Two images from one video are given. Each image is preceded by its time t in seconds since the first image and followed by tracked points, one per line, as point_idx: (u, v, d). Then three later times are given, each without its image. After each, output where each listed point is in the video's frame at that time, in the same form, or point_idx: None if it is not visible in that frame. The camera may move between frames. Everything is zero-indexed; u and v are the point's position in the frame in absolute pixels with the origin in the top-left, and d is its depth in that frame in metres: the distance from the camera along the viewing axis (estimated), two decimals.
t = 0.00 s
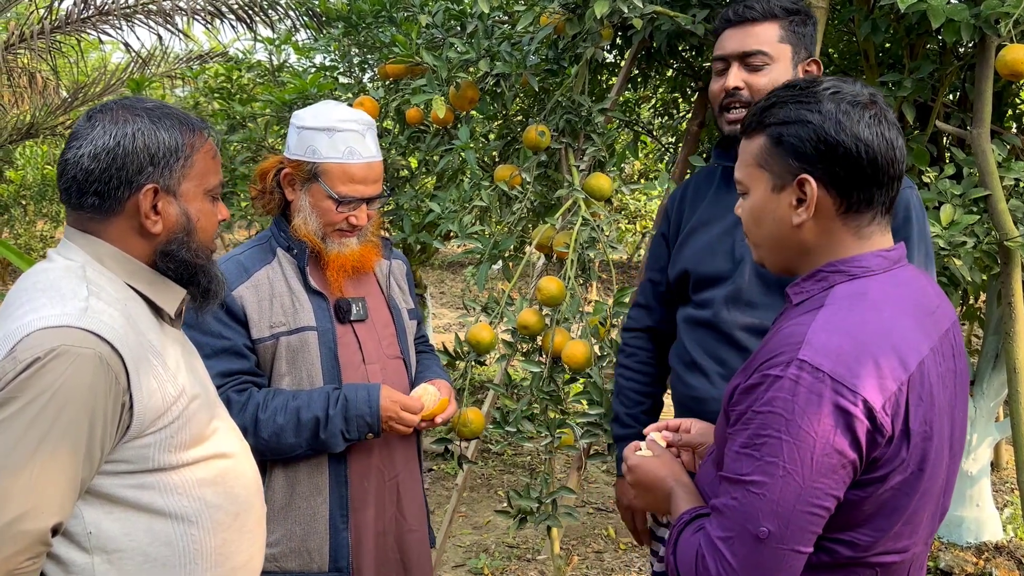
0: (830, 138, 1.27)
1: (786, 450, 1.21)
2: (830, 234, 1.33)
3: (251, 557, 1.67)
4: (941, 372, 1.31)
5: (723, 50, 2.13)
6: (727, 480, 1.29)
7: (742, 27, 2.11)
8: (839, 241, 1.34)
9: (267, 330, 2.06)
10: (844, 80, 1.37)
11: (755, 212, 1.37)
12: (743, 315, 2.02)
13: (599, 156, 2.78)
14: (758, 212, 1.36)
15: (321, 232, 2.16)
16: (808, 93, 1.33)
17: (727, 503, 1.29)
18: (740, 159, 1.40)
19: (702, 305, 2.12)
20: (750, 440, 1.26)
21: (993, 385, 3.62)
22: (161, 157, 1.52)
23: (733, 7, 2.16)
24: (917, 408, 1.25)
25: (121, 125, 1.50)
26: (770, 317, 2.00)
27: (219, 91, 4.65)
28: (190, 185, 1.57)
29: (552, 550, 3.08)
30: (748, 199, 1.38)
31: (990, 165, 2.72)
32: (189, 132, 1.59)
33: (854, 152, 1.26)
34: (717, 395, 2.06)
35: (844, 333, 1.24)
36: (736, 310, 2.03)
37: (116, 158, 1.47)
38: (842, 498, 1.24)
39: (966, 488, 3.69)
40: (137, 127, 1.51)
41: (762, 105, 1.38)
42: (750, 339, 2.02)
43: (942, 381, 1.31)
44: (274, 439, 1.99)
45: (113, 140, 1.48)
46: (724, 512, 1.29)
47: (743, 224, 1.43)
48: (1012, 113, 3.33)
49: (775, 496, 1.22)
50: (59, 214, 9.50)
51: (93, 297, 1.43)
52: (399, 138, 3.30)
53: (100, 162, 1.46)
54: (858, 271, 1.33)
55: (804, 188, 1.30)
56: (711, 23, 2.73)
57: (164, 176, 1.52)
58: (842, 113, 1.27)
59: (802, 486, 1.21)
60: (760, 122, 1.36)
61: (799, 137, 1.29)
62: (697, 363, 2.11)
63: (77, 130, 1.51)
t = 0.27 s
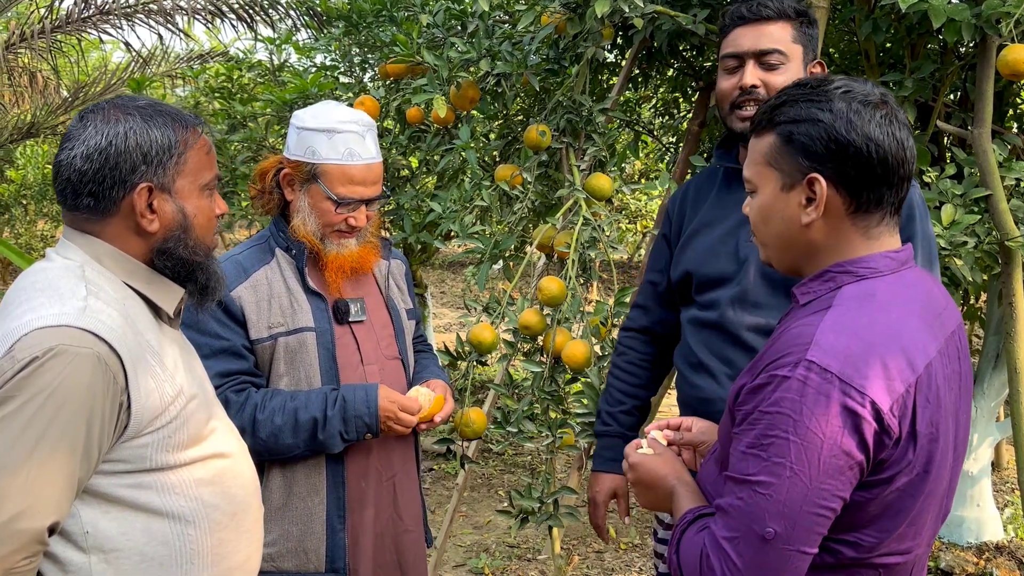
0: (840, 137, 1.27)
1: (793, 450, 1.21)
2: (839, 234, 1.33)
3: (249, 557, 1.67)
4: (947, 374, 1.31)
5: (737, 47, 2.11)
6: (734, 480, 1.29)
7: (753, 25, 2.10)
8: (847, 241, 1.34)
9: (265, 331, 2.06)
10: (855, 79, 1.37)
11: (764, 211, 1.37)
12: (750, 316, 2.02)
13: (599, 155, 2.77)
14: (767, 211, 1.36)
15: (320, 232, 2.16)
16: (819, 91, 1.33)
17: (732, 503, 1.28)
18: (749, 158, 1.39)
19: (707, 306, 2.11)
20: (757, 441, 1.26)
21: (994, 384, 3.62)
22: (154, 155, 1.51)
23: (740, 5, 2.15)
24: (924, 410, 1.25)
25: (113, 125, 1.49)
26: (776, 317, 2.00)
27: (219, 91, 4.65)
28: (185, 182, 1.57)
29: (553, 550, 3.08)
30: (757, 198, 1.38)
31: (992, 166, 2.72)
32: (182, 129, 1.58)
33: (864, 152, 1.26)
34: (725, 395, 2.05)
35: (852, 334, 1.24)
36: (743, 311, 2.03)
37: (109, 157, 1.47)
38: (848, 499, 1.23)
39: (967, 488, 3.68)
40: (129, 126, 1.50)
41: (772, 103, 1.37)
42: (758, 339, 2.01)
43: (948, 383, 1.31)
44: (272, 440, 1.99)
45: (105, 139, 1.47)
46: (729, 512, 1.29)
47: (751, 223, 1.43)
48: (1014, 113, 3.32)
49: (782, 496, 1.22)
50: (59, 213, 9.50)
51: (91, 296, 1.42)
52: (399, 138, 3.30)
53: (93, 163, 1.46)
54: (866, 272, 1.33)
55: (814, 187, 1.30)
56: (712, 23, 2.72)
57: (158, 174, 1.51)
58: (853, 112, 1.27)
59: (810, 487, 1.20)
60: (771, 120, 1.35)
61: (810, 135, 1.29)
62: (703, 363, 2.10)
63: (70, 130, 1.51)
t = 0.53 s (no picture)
0: (845, 136, 1.26)
1: (797, 449, 1.20)
2: (843, 233, 1.33)
3: (247, 556, 1.67)
4: (950, 372, 1.31)
5: (738, 48, 2.10)
6: (737, 480, 1.29)
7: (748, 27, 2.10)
8: (851, 240, 1.33)
9: (267, 331, 2.05)
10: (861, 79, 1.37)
11: (768, 209, 1.36)
12: (752, 315, 2.02)
13: (600, 155, 2.77)
14: (772, 210, 1.36)
15: (322, 232, 2.15)
16: (826, 90, 1.32)
17: (736, 502, 1.28)
18: (754, 156, 1.39)
19: (709, 305, 2.11)
20: (761, 440, 1.25)
21: (995, 384, 3.62)
22: (143, 153, 1.50)
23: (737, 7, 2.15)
24: (927, 408, 1.25)
25: (100, 125, 1.48)
26: (778, 316, 1.99)
27: (221, 91, 4.65)
28: (176, 178, 1.56)
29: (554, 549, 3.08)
30: (761, 196, 1.38)
31: (993, 165, 2.72)
32: (171, 125, 1.57)
33: (869, 151, 1.26)
34: (728, 394, 2.05)
35: (855, 333, 1.24)
36: (746, 310, 2.02)
37: (98, 157, 1.46)
38: (852, 498, 1.23)
39: (968, 488, 3.68)
40: (117, 125, 1.49)
41: (778, 102, 1.37)
42: (761, 338, 2.01)
43: (951, 381, 1.31)
44: (272, 439, 1.99)
45: (93, 139, 1.47)
46: (734, 512, 1.29)
47: (755, 221, 1.43)
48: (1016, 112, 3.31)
49: (786, 495, 1.21)
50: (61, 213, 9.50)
51: (89, 296, 1.42)
52: (400, 137, 3.30)
53: (81, 164, 1.45)
54: (868, 271, 1.33)
55: (818, 186, 1.30)
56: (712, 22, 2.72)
57: (148, 172, 1.51)
58: (858, 111, 1.27)
59: (814, 486, 1.20)
60: (776, 119, 1.35)
61: (815, 134, 1.28)
62: (704, 361, 2.10)
63: (59, 132, 1.50)
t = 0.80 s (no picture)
0: (845, 135, 1.26)
1: (800, 448, 1.20)
2: (843, 231, 1.32)
3: (245, 555, 1.67)
4: (951, 369, 1.31)
5: (735, 48, 2.10)
6: (741, 479, 1.28)
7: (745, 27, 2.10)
8: (850, 238, 1.33)
9: (267, 330, 2.05)
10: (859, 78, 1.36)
11: (767, 208, 1.36)
12: (749, 314, 2.02)
13: (601, 154, 2.77)
14: (770, 209, 1.35)
15: (325, 231, 2.15)
16: (824, 89, 1.32)
17: (740, 502, 1.28)
18: (753, 155, 1.39)
19: (706, 304, 2.11)
20: (763, 439, 1.25)
21: (997, 383, 3.61)
22: (136, 154, 1.50)
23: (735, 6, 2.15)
24: (929, 405, 1.25)
25: (92, 126, 1.48)
26: (775, 315, 1.99)
27: (221, 91, 4.65)
28: (170, 178, 1.55)
29: (555, 549, 3.08)
30: (760, 195, 1.37)
31: (994, 164, 2.71)
32: (164, 125, 1.56)
33: (868, 150, 1.25)
34: (726, 392, 2.04)
35: (856, 331, 1.24)
36: (743, 309, 2.02)
37: (91, 158, 1.46)
38: (855, 496, 1.23)
39: (970, 487, 3.67)
40: (110, 125, 1.49)
41: (777, 101, 1.37)
42: (758, 338, 2.01)
43: (952, 378, 1.30)
44: (260, 439, 1.97)
45: (86, 141, 1.47)
46: (738, 512, 1.28)
47: (754, 221, 1.42)
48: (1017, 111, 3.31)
49: (790, 494, 1.21)
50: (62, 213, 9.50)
51: (86, 296, 1.42)
52: (401, 137, 3.30)
53: (75, 165, 1.46)
54: (867, 269, 1.32)
55: (818, 184, 1.29)
56: (713, 20, 2.71)
57: (142, 172, 1.51)
58: (857, 110, 1.27)
59: (819, 484, 1.20)
60: (775, 118, 1.35)
61: (814, 133, 1.28)
62: (701, 359, 2.10)
63: (53, 134, 1.50)
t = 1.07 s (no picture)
0: (843, 134, 1.26)
1: (800, 447, 1.20)
2: (843, 230, 1.32)
3: (247, 555, 1.67)
4: (951, 367, 1.30)
5: (733, 48, 2.10)
6: (742, 478, 1.28)
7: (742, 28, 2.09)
8: (850, 237, 1.33)
9: (266, 330, 2.05)
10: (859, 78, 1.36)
11: (768, 207, 1.36)
12: (745, 313, 2.01)
13: (603, 154, 2.77)
14: (771, 208, 1.35)
15: (325, 230, 2.15)
16: (823, 89, 1.32)
17: (740, 500, 1.28)
18: (754, 154, 1.39)
19: (703, 302, 2.11)
20: (764, 438, 1.25)
21: (998, 382, 3.60)
22: (136, 153, 1.50)
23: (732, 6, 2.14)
24: (929, 403, 1.24)
25: (92, 125, 1.48)
26: (771, 315, 1.99)
27: (223, 91, 4.65)
28: (170, 177, 1.55)
29: (557, 548, 3.08)
30: (760, 194, 1.37)
31: (996, 163, 2.71)
32: (164, 124, 1.56)
33: (868, 149, 1.25)
34: (721, 390, 2.04)
35: (856, 330, 1.24)
36: (739, 308, 2.02)
37: (91, 158, 1.46)
38: (855, 494, 1.23)
39: (972, 487, 3.67)
40: (109, 125, 1.49)
41: (777, 100, 1.37)
42: (754, 336, 2.00)
43: (953, 376, 1.30)
44: (252, 439, 1.97)
45: (85, 140, 1.47)
46: (739, 510, 1.28)
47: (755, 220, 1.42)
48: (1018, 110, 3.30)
49: (791, 493, 1.21)
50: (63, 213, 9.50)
51: (87, 296, 1.42)
52: (403, 136, 3.29)
53: (75, 165, 1.46)
54: (867, 268, 1.32)
55: (817, 183, 1.29)
56: (715, 20, 2.71)
57: (142, 172, 1.51)
58: (856, 109, 1.26)
59: (819, 482, 1.20)
60: (775, 117, 1.35)
61: (813, 132, 1.28)
62: (697, 357, 2.10)
63: (53, 133, 1.50)
